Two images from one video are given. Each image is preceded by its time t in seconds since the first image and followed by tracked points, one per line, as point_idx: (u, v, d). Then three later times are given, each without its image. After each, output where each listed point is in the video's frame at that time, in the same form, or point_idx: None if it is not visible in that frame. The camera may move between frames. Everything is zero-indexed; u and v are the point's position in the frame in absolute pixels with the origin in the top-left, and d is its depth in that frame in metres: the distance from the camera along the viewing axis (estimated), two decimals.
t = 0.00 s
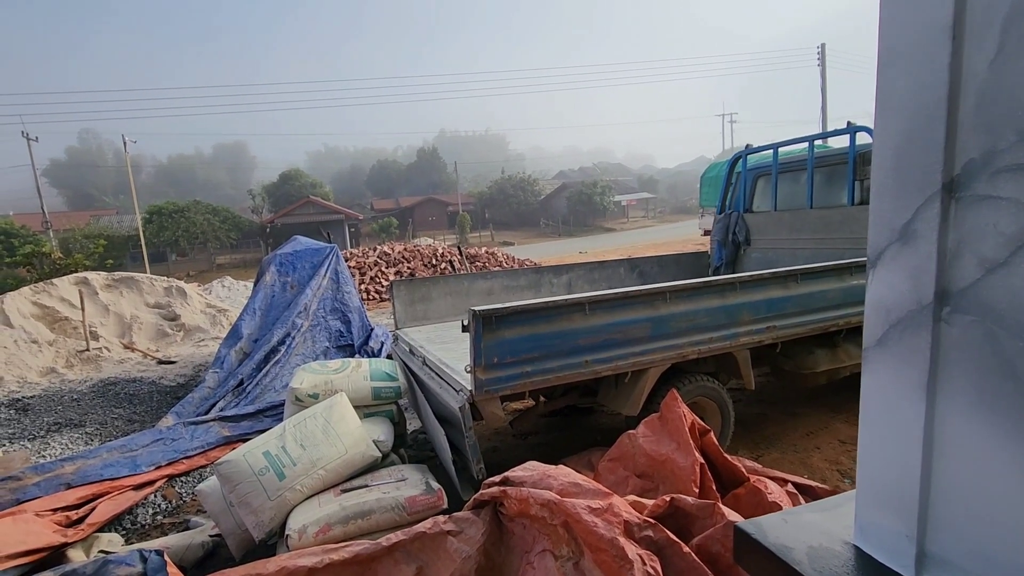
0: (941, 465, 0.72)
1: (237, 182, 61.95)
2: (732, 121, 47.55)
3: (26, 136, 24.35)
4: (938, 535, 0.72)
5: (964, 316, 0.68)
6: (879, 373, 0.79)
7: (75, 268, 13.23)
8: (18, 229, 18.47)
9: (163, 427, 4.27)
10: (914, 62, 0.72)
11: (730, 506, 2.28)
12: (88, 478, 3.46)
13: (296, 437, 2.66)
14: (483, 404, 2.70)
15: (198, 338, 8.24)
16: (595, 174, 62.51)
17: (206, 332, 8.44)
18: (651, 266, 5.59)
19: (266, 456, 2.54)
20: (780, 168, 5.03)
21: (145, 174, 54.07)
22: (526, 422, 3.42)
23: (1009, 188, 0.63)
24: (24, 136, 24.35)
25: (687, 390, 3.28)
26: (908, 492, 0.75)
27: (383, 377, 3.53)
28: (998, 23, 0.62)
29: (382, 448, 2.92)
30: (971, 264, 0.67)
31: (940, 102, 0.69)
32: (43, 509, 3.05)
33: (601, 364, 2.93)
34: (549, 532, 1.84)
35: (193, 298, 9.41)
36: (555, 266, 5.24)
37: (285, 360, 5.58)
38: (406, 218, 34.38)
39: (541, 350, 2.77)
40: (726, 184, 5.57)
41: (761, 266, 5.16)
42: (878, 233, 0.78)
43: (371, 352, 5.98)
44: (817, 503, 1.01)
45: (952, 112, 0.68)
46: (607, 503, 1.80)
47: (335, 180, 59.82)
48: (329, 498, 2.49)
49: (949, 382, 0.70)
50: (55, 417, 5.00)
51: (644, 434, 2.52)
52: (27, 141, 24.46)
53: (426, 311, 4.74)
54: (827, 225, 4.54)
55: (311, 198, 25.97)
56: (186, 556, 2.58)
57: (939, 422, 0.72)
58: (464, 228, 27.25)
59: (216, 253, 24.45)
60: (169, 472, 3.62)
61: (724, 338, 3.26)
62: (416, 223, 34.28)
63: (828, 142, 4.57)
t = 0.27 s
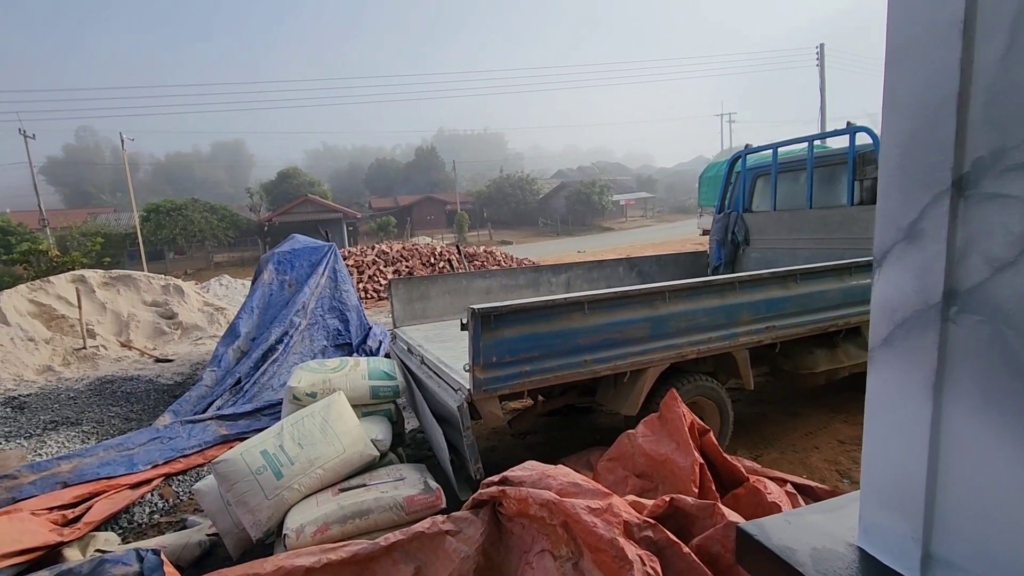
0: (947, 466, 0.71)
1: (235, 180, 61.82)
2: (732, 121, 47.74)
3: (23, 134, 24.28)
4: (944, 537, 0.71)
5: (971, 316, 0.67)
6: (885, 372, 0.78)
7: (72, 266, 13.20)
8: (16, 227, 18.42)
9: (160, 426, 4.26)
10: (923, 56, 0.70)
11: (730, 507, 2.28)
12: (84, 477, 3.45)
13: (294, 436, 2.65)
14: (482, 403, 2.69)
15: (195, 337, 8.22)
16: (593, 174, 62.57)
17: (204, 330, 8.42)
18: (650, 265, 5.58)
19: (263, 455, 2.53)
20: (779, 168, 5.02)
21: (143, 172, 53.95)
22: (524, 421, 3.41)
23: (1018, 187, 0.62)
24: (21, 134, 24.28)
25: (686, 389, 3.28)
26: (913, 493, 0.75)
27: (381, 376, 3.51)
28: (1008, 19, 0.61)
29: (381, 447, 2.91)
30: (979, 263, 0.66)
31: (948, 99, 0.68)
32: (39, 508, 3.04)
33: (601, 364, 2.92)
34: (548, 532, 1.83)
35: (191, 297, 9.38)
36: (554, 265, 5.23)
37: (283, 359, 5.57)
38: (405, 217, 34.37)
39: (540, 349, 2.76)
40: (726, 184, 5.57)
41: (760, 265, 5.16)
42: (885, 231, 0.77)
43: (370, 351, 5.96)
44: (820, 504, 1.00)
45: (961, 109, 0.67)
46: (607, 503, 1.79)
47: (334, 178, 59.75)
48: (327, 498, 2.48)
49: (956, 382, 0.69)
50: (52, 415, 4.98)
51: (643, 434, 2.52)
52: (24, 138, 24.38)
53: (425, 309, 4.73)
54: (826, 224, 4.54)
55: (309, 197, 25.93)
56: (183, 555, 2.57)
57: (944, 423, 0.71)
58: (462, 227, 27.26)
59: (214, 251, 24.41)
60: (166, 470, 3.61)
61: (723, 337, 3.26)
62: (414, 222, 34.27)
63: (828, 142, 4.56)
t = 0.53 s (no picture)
0: (959, 471, 0.69)
1: (231, 177, 61.53)
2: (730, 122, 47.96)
3: (17, 130, 24.11)
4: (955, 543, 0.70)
5: (988, 318, 0.65)
6: (897, 375, 0.77)
7: (65, 262, 13.11)
8: (9, 223, 18.29)
9: (154, 424, 4.22)
10: (941, 51, 0.69)
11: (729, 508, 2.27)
12: (77, 476, 3.41)
13: (289, 435, 2.63)
14: (479, 402, 2.67)
15: (190, 334, 8.17)
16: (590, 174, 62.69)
17: (199, 328, 8.37)
18: (647, 265, 5.58)
19: (259, 454, 2.51)
20: (777, 168, 5.02)
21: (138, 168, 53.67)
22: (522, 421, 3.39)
23: None
24: (15, 130, 24.11)
25: (684, 389, 3.27)
26: (923, 499, 0.73)
27: (378, 375, 3.49)
28: None
29: (377, 446, 2.89)
30: (997, 264, 0.64)
31: (967, 96, 0.66)
32: (31, 507, 3.00)
33: (599, 363, 2.90)
34: (546, 534, 1.81)
35: (186, 294, 9.32)
36: (552, 264, 5.21)
37: (278, 357, 5.53)
38: (401, 215, 34.30)
39: (538, 348, 2.74)
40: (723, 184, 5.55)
41: (758, 266, 5.16)
42: (899, 231, 0.76)
43: (366, 349, 5.93)
44: (827, 508, 0.99)
45: (980, 106, 0.65)
46: (606, 504, 1.78)
47: (330, 176, 59.62)
48: (323, 498, 2.46)
49: (971, 385, 0.68)
50: (44, 413, 4.93)
51: (642, 434, 2.50)
52: (17, 134, 24.20)
53: (422, 308, 4.71)
54: (824, 225, 4.53)
55: (305, 194, 25.83)
56: (177, 556, 2.54)
57: (958, 428, 0.69)
58: (459, 225, 27.22)
59: (209, 248, 24.30)
60: (159, 470, 3.57)
61: (722, 338, 3.25)
62: (411, 220, 34.20)
63: (826, 143, 4.56)
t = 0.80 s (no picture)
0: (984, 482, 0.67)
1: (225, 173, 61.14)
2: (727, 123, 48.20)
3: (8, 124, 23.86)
4: (976, 556, 0.68)
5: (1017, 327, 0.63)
6: (916, 384, 0.75)
7: (56, 258, 12.96)
8: None
9: (146, 423, 4.17)
10: (970, 46, 0.66)
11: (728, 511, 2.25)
12: (67, 476, 3.36)
13: (284, 435, 2.60)
14: (477, 403, 2.64)
15: (183, 332, 8.09)
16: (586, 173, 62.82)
17: (192, 325, 8.29)
18: (645, 265, 5.56)
19: (252, 455, 2.47)
20: (775, 169, 5.01)
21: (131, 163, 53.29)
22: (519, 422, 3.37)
23: None
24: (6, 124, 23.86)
25: (682, 391, 3.25)
26: (944, 512, 0.71)
27: (374, 375, 3.45)
28: None
29: (373, 447, 2.86)
30: None
31: (996, 95, 0.64)
32: (19, 508, 2.95)
33: (597, 364, 2.88)
34: (545, 538, 1.79)
35: (178, 291, 9.24)
36: (549, 264, 5.19)
37: (273, 356, 5.48)
38: (396, 213, 34.20)
39: (537, 349, 2.71)
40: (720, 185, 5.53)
41: (755, 267, 5.15)
42: (921, 235, 0.74)
43: (361, 348, 5.89)
44: (837, 518, 0.97)
45: (1011, 107, 0.63)
46: (606, 508, 1.76)
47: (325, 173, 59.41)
48: (318, 499, 2.42)
49: (998, 395, 0.66)
50: (33, 411, 4.86)
51: (641, 437, 2.48)
52: (9, 128, 23.95)
53: (418, 307, 4.68)
54: (822, 227, 4.53)
55: (300, 191, 25.68)
56: (169, 557, 2.50)
57: (983, 439, 0.68)
58: (454, 224, 27.17)
59: (203, 245, 24.13)
60: (151, 470, 3.53)
61: (720, 339, 3.23)
62: (406, 218, 34.11)
63: (824, 144, 4.55)
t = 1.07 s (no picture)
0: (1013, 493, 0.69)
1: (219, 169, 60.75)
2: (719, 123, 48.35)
3: None
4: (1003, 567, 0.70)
5: None
6: (945, 390, 0.76)
7: (46, 253, 12.82)
8: None
9: (137, 422, 4.11)
10: (1005, 49, 0.68)
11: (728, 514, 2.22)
12: (54, 476, 3.30)
13: (278, 435, 2.55)
14: (474, 404, 2.61)
15: (175, 329, 8.01)
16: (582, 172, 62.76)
17: (184, 322, 8.21)
18: (642, 265, 5.54)
19: (245, 456, 2.43)
20: (773, 170, 5.00)
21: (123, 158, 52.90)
22: (516, 422, 3.33)
23: None
24: None
25: (680, 392, 3.23)
26: (975, 518, 0.72)
27: (369, 374, 3.41)
28: None
29: (368, 448, 2.82)
30: None
31: None
32: (5, 508, 2.90)
33: (596, 364, 2.85)
34: (544, 541, 1.76)
35: (171, 288, 9.15)
36: (546, 263, 5.15)
37: (266, 354, 5.43)
38: (391, 211, 34.08)
39: (535, 349, 2.68)
40: (718, 185, 5.51)
41: (752, 267, 5.14)
42: (952, 237, 0.75)
43: (356, 347, 5.84)
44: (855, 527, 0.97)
45: None
46: (607, 512, 1.72)
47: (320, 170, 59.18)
48: (312, 501, 2.38)
49: None
50: (22, 408, 4.80)
51: (640, 438, 2.46)
52: None
53: (414, 305, 4.64)
54: (819, 228, 4.52)
55: (294, 188, 25.51)
56: (158, 560, 2.45)
57: (1014, 450, 0.69)
58: (449, 222, 27.11)
59: (196, 241, 23.96)
60: (141, 469, 3.47)
61: (719, 340, 3.21)
62: (401, 216, 33.99)
63: (823, 145, 4.53)
